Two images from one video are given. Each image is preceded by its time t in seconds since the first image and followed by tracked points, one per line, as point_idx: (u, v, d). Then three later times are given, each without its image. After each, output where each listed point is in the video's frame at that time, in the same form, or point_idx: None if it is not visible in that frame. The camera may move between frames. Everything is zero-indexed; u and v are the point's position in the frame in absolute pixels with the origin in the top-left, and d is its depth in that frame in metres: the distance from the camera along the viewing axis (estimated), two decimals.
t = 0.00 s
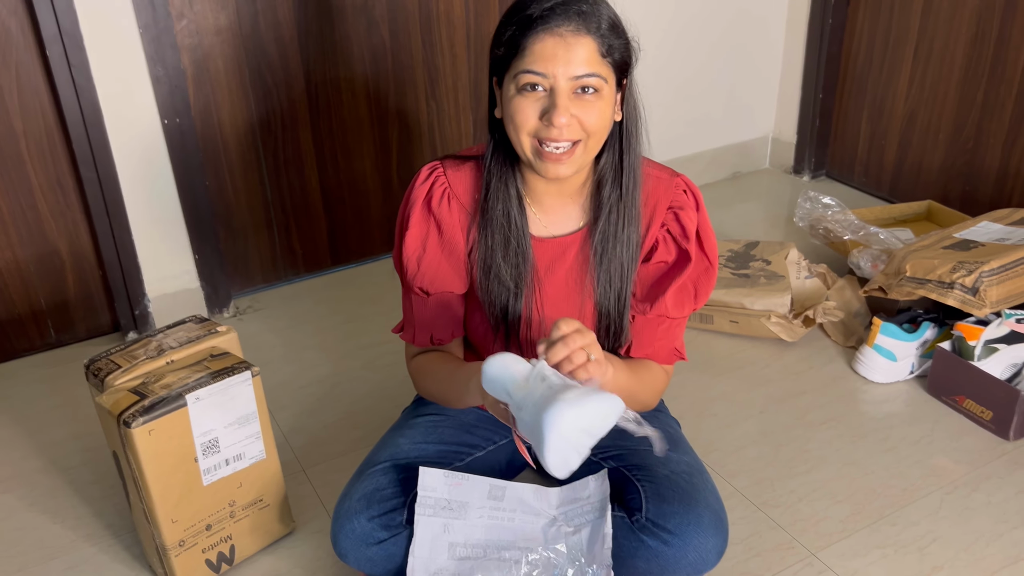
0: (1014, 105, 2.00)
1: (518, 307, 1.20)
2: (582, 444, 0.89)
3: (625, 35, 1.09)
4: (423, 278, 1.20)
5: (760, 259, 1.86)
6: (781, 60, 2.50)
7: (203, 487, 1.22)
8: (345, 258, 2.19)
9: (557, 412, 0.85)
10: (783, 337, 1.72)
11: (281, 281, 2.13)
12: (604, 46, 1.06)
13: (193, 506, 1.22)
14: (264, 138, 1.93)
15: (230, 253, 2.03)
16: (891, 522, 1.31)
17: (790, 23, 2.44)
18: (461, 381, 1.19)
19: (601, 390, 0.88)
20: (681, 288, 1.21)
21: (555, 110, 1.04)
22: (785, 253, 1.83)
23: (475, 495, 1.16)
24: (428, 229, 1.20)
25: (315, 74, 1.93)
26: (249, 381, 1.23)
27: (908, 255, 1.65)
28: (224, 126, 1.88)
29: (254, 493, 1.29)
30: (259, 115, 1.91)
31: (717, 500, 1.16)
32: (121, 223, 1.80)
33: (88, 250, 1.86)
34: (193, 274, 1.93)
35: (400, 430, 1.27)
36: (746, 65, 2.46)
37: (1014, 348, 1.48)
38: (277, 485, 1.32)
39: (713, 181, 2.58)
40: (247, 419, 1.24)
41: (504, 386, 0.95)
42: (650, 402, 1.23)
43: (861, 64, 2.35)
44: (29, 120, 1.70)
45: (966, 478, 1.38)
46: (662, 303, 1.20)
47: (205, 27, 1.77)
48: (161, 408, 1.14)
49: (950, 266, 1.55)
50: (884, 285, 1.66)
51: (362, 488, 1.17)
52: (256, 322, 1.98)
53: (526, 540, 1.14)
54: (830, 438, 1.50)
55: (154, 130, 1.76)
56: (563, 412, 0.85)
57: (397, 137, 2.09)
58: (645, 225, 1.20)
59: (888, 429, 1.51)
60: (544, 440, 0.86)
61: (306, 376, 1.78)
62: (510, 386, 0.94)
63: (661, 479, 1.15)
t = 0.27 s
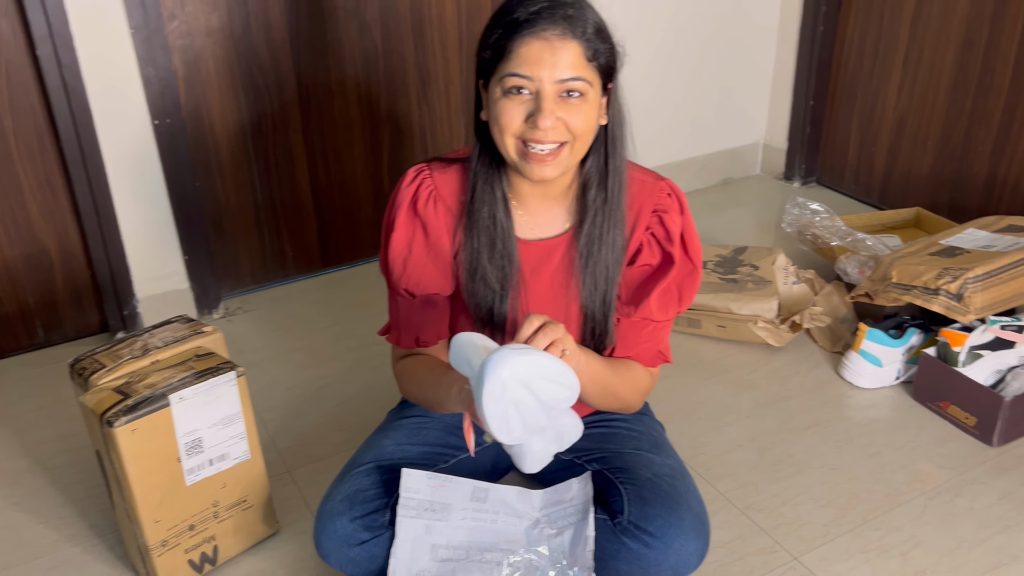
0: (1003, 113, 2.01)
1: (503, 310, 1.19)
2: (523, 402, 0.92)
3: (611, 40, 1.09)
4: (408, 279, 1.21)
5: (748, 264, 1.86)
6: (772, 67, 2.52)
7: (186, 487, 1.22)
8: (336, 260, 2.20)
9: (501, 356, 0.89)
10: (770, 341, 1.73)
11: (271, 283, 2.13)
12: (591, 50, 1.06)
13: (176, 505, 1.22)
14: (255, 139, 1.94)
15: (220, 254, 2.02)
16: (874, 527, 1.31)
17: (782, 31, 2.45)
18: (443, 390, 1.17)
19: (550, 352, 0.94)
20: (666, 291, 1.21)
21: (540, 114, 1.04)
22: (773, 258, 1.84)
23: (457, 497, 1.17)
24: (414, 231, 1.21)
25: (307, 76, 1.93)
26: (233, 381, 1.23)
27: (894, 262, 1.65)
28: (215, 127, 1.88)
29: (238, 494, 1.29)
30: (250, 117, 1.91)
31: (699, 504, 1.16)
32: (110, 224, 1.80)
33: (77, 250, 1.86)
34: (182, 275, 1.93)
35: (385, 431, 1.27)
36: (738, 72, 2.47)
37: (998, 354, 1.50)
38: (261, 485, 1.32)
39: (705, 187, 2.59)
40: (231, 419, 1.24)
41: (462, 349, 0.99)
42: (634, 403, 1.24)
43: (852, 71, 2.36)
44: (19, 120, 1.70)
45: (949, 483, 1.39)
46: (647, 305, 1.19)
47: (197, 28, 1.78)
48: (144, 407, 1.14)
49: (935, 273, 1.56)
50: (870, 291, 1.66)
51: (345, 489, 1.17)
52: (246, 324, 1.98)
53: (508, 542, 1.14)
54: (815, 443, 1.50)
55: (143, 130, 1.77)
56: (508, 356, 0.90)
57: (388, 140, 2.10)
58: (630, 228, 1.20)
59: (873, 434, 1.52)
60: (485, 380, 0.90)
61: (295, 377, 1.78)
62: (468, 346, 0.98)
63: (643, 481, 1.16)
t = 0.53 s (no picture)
0: (994, 124, 2.01)
1: (492, 317, 1.20)
2: (488, 396, 0.92)
3: (600, 53, 1.08)
4: (398, 287, 1.20)
5: (740, 273, 1.86)
6: (766, 76, 2.52)
7: (172, 494, 1.21)
8: (328, 266, 2.19)
9: (467, 342, 0.92)
10: (760, 350, 1.73)
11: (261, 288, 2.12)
12: (579, 66, 1.05)
13: (161, 512, 1.21)
14: (247, 144, 1.93)
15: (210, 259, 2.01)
16: (863, 538, 1.31)
17: (776, 40, 2.46)
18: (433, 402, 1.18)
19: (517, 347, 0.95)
20: (654, 299, 1.21)
21: (527, 130, 1.04)
22: (764, 267, 1.84)
23: (444, 505, 1.16)
24: (402, 239, 1.20)
25: (299, 81, 1.93)
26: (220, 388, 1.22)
27: (885, 271, 1.65)
28: (207, 131, 1.87)
29: (224, 501, 1.28)
30: (241, 122, 1.91)
31: (686, 514, 1.16)
32: (100, 228, 1.80)
33: (66, 253, 1.85)
34: (172, 279, 1.92)
35: (372, 439, 1.26)
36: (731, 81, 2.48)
37: (988, 365, 1.50)
38: (247, 492, 1.31)
39: (698, 195, 2.59)
40: (218, 426, 1.24)
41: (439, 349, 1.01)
42: (621, 411, 1.24)
43: (845, 81, 2.36)
44: (9, 123, 1.69)
45: (938, 495, 1.39)
46: (635, 314, 1.19)
47: (189, 33, 1.78)
48: (129, 414, 1.14)
49: (926, 283, 1.56)
50: (861, 301, 1.66)
51: (331, 497, 1.16)
52: (236, 329, 1.98)
53: (495, 552, 1.13)
54: (804, 453, 1.50)
55: (134, 134, 1.76)
56: (472, 344, 0.92)
57: (381, 146, 2.09)
58: (619, 237, 1.20)
59: (862, 444, 1.51)
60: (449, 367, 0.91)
61: (284, 383, 1.77)
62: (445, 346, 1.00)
63: (631, 491, 1.15)
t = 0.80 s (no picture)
0: (995, 131, 2.02)
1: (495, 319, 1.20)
2: (488, 380, 0.92)
3: (604, 67, 1.07)
4: (402, 288, 1.20)
5: (740, 278, 1.86)
6: (766, 82, 2.53)
7: (171, 495, 1.21)
8: (328, 268, 2.19)
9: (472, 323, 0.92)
10: (761, 355, 1.73)
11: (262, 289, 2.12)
12: (581, 83, 1.04)
13: (160, 514, 1.21)
14: (249, 146, 1.93)
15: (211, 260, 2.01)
16: (863, 543, 1.31)
17: (777, 46, 2.46)
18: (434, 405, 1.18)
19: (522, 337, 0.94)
20: (656, 304, 1.21)
21: (529, 147, 1.04)
22: (765, 272, 1.84)
23: (444, 508, 1.16)
24: (406, 240, 1.20)
25: (301, 83, 1.93)
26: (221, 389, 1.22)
27: (886, 276, 1.65)
28: (209, 133, 1.87)
29: (224, 503, 1.28)
30: (243, 124, 1.91)
31: (688, 518, 1.15)
32: (101, 228, 1.80)
33: (67, 254, 1.85)
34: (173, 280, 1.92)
35: (373, 441, 1.26)
36: (732, 86, 2.48)
37: (989, 370, 1.50)
38: (247, 494, 1.30)
39: (699, 200, 2.59)
40: (218, 428, 1.23)
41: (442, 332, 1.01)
42: (622, 416, 1.24)
43: (845, 87, 2.37)
44: (11, 123, 1.69)
45: (939, 500, 1.39)
46: (637, 317, 1.19)
47: (191, 35, 1.78)
48: (130, 415, 1.13)
49: (926, 288, 1.55)
50: (861, 306, 1.66)
51: (331, 500, 1.16)
52: (236, 330, 1.97)
53: (495, 555, 1.13)
54: (805, 458, 1.50)
55: (135, 135, 1.76)
56: (475, 326, 0.92)
57: (382, 148, 2.09)
58: (622, 241, 1.20)
59: (862, 449, 1.51)
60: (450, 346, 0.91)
61: (284, 385, 1.77)
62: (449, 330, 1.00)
63: (632, 495, 1.15)
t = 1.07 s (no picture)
0: (997, 128, 2.02)
1: (497, 304, 1.19)
2: (496, 450, 0.92)
3: (612, 53, 1.06)
4: (403, 272, 1.19)
5: (743, 272, 1.85)
6: (769, 81, 2.53)
7: (170, 479, 1.20)
8: (330, 262, 2.18)
9: (486, 401, 0.90)
10: (764, 349, 1.72)
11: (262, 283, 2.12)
12: (588, 68, 1.03)
13: (159, 498, 1.19)
14: (251, 138, 1.93)
15: (212, 252, 2.01)
16: (867, 533, 1.30)
17: (779, 45, 2.47)
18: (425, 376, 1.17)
19: (535, 408, 0.93)
20: (659, 289, 1.20)
21: (535, 134, 1.03)
22: (768, 266, 1.83)
23: (445, 492, 1.13)
24: (408, 223, 1.19)
25: (304, 76, 1.93)
26: (221, 372, 1.21)
27: (889, 271, 1.64)
28: (211, 123, 1.87)
29: (223, 488, 1.27)
30: (245, 115, 1.91)
31: (690, 504, 1.14)
32: (103, 218, 1.79)
33: (68, 244, 1.84)
34: (173, 272, 1.91)
35: (374, 427, 1.25)
36: (735, 84, 2.49)
37: (994, 364, 1.49)
38: (246, 480, 1.29)
39: (700, 198, 2.59)
40: (218, 411, 1.22)
41: (454, 360, 0.98)
42: (625, 404, 1.23)
43: (848, 86, 2.37)
44: (12, 111, 1.69)
45: (943, 492, 1.38)
46: (639, 303, 1.19)
47: (194, 25, 1.78)
48: (129, 396, 1.12)
49: (931, 281, 1.55)
50: (865, 300, 1.66)
51: (331, 483, 1.15)
52: (236, 322, 1.97)
53: (496, 540, 1.11)
54: (808, 450, 1.49)
55: (138, 124, 1.76)
56: (491, 410, 0.89)
57: (385, 142, 2.09)
58: (626, 225, 1.19)
59: (866, 442, 1.50)
60: (463, 424, 0.90)
61: (284, 375, 1.76)
62: (460, 361, 0.97)
63: (634, 480, 1.14)
